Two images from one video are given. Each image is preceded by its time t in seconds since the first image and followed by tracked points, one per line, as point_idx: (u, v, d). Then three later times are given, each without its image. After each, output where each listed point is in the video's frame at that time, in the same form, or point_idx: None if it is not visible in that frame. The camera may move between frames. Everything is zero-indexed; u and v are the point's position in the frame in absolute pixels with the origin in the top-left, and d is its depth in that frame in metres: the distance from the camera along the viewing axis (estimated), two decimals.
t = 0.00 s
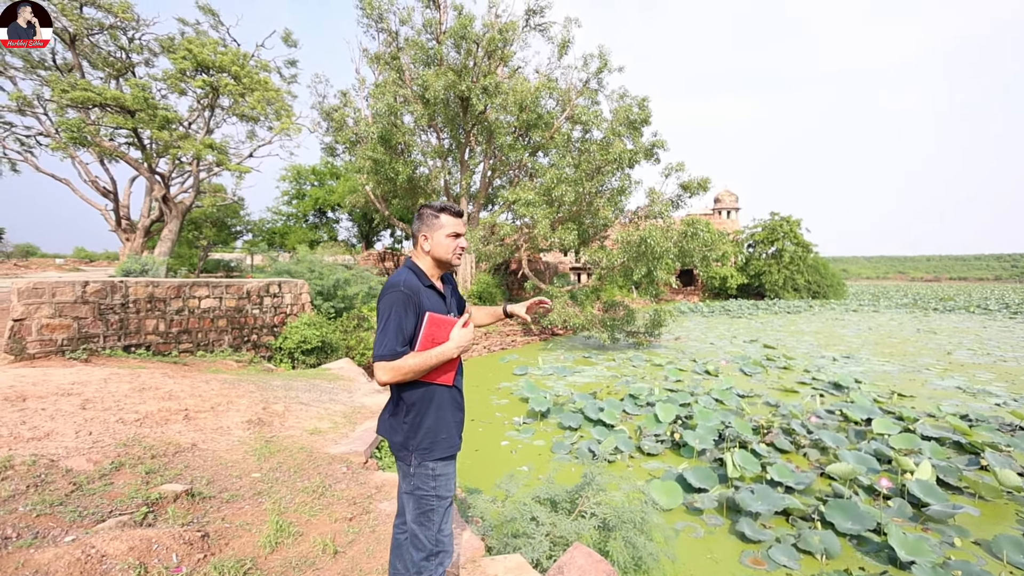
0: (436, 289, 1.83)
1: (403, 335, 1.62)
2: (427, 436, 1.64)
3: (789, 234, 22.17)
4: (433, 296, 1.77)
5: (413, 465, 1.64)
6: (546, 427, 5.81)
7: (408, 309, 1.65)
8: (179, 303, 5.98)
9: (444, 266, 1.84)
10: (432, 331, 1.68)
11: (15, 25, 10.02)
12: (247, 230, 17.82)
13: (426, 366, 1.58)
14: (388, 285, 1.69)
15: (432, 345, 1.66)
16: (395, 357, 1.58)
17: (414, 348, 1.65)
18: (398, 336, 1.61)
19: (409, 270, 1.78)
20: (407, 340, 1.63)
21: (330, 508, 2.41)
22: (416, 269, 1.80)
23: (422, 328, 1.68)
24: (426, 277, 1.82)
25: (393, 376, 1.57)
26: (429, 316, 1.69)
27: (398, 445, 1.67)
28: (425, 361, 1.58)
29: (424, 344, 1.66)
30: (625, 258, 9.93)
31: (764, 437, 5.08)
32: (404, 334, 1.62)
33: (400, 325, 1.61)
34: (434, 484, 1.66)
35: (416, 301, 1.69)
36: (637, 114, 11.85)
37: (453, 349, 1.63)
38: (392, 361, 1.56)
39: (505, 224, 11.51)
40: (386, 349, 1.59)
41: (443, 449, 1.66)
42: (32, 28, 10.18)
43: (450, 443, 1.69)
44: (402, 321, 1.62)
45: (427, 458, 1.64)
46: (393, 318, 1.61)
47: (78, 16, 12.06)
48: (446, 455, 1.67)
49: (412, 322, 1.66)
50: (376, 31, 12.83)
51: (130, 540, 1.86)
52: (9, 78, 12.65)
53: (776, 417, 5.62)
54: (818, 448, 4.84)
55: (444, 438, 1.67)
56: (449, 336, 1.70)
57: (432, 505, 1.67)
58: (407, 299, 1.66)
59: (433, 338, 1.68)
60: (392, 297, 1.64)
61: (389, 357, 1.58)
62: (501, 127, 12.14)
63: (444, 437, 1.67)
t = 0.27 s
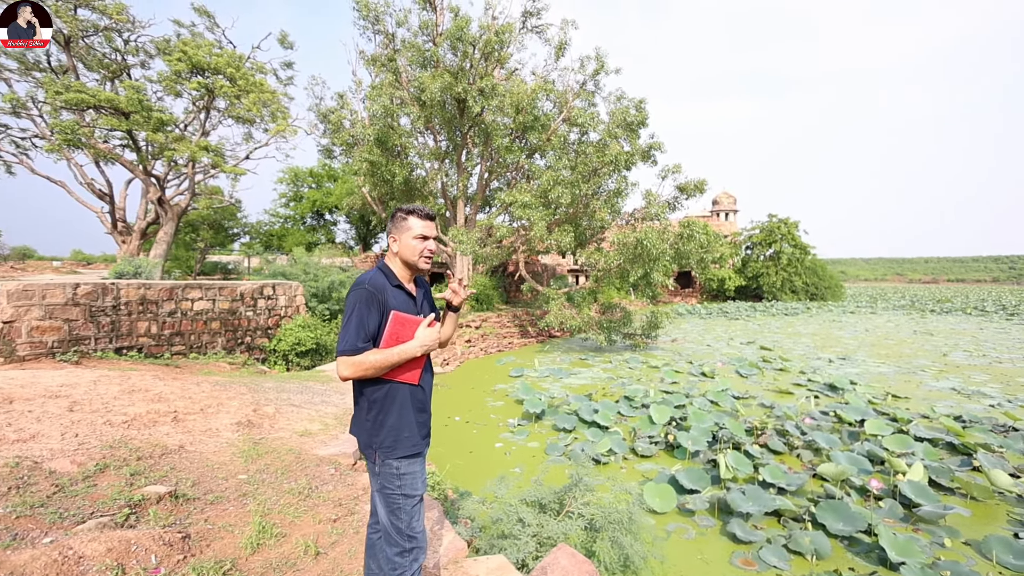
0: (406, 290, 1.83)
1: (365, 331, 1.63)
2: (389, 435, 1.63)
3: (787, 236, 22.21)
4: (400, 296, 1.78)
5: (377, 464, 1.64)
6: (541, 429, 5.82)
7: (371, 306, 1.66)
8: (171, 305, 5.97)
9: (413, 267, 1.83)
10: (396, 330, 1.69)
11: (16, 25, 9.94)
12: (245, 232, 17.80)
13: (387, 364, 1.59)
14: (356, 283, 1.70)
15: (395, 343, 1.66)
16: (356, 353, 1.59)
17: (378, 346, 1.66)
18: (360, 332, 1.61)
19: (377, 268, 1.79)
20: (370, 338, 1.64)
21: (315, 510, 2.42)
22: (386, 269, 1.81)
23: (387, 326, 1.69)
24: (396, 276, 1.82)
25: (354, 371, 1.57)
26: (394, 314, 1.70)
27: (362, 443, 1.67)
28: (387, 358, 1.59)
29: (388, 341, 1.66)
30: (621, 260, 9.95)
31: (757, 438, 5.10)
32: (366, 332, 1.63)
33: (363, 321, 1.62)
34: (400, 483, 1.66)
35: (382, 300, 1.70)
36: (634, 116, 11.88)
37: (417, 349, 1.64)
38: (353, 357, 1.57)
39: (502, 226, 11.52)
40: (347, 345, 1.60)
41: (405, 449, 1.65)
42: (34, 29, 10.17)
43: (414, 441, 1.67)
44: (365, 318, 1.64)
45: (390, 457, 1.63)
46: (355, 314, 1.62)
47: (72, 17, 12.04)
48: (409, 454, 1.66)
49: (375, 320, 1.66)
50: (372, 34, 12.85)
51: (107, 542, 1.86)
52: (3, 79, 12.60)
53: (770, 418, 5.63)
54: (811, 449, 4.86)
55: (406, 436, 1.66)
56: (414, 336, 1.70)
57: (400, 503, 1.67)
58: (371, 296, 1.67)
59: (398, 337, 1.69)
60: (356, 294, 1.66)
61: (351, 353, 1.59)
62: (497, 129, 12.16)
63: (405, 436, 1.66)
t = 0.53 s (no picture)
0: (374, 290, 1.85)
1: (330, 329, 1.64)
2: (357, 434, 1.65)
3: (786, 238, 22.24)
4: (367, 296, 1.80)
5: (345, 462, 1.66)
6: (535, 430, 5.84)
7: (337, 304, 1.68)
8: (165, 306, 5.99)
9: (381, 268, 1.86)
10: (362, 328, 1.71)
11: (15, 24, 9.88)
12: (243, 234, 17.81)
13: (353, 360, 1.60)
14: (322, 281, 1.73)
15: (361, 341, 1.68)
16: (322, 349, 1.60)
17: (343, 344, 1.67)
18: (324, 329, 1.63)
19: (344, 269, 1.81)
20: (335, 335, 1.65)
21: (300, 510, 2.47)
22: (354, 269, 1.83)
23: (352, 325, 1.71)
24: (363, 276, 1.84)
25: (320, 367, 1.58)
26: (359, 313, 1.72)
27: (332, 443, 1.69)
28: (352, 355, 1.60)
29: (353, 339, 1.68)
30: (617, 261, 9.97)
31: (751, 440, 5.12)
32: (332, 329, 1.65)
33: (328, 319, 1.64)
34: (369, 482, 1.68)
35: (348, 299, 1.72)
36: (631, 118, 11.91)
37: (383, 346, 1.66)
38: (317, 353, 1.58)
39: (499, 228, 11.54)
40: (313, 342, 1.61)
41: (374, 447, 1.67)
42: (34, 29, 10.06)
43: (383, 439, 1.69)
44: (330, 316, 1.65)
45: (358, 455, 1.65)
46: (320, 312, 1.64)
47: (69, 18, 12.07)
48: (378, 452, 1.68)
49: (341, 318, 1.68)
50: (369, 35, 12.88)
51: (89, 541, 1.87)
52: None
53: (764, 420, 5.66)
54: (804, 451, 4.88)
55: (375, 435, 1.68)
56: (380, 333, 1.72)
57: (370, 501, 1.69)
58: (337, 294, 1.69)
59: (364, 335, 1.71)
60: (321, 293, 1.68)
61: (316, 350, 1.60)
62: (494, 130, 12.19)
63: (374, 435, 1.68)
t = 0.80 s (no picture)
0: (361, 290, 1.90)
1: (319, 326, 1.67)
2: (343, 432, 1.69)
3: (791, 238, 22.13)
4: (354, 295, 1.84)
5: (331, 459, 1.70)
6: (535, 430, 5.87)
7: (325, 302, 1.72)
8: (170, 307, 6.06)
9: (369, 269, 1.90)
10: (349, 326, 1.75)
11: (15, 24, 9.93)
12: (249, 236, 17.94)
13: (341, 356, 1.64)
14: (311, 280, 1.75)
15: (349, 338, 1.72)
16: (311, 345, 1.63)
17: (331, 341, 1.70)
18: (313, 326, 1.66)
19: (332, 268, 1.85)
20: (323, 332, 1.68)
21: (296, 507, 2.52)
22: (341, 269, 1.87)
23: (340, 323, 1.74)
24: (350, 276, 1.88)
25: (308, 364, 1.60)
26: (347, 312, 1.76)
27: (319, 441, 1.73)
28: (340, 351, 1.64)
29: (341, 336, 1.72)
30: (619, 262, 9.98)
31: (751, 442, 5.13)
32: (320, 326, 1.68)
33: (316, 316, 1.67)
34: (355, 480, 1.72)
35: (336, 297, 1.76)
36: (633, 118, 11.91)
37: (371, 343, 1.70)
38: (306, 350, 1.61)
39: (501, 229, 11.58)
40: (301, 339, 1.64)
41: (359, 445, 1.71)
42: (33, 29, 10.10)
43: (368, 437, 1.73)
44: (318, 314, 1.69)
45: (344, 453, 1.69)
46: (308, 310, 1.67)
47: (78, 24, 12.18)
48: (364, 450, 1.72)
49: (329, 316, 1.72)
50: (372, 37, 12.95)
51: (88, 535, 1.92)
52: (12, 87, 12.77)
53: (765, 422, 5.66)
54: (805, 453, 4.89)
55: (361, 433, 1.72)
56: (367, 331, 1.76)
57: (356, 498, 1.73)
58: (324, 293, 1.73)
59: (351, 332, 1.75)
60: (310, 291, 1.71)
61: (305, 347, 1.63)
62: (496, 131, 12.24)
63: (360, 433, 1.71)
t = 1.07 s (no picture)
0: (360, 289, 1.93)
1: (319, 325, 1.71)
2: (343, 429, 1.72)
3: (803, 238, 21.86)
4: (353, 294, 1.87)
5: (331, 456, 1.73)
6: (542, 431, 5.89)
7: (325, 302, 1.75)
8: (185, 306, 6.17)
9: (369, 268, 1.93)
10: (350, 324, 1.78)
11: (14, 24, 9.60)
12: (261, 237, 18.17)
13: (341, 355, 1.67)
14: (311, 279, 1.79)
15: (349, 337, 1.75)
16: (312, 343, 1.66)
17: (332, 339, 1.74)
18: (314, 325, 1.69)
19: (332, 268, 1.88)
20: (324, 331, 1.72)
21: (303, 503, 2.57)
22: (340, 269, 1.91)
23: (339, 321, 1.77)
24: (349, 276, 1.92)
25: (310, 362, 1.64)
26: (347, 311, 1.79)
27: (321, 438, 1.76)
28: (341, 350, 1.67)
29: (341, 335, 1.75)
30: (626, 262, 9.95)
31: (762, 445, 5.09)
32: (321, 325, 1.71)
33: (317, 315, 1.70)
34: (356, 475, 1.75)
35: (335, 296, 1.79)
36: (642, 117, 11.86)
37: (371, 342, 1.74)
38: (308, 348, 1.64)
39: (509, 229, 11.61)
40: (303, 337, 1.67)
41: (360, 441, 1.74)
42: (33, 28, 9.81)
43: (368, 434, 1.76)
44: (319, 313, 1.72)
45: (345, 450, 1.72)
46: (309, 309, 1.71)
47: (98, 33, 12.40)
48: (365, 446, 1.75)
49: (329, 315, 1.76)
50: (381, 40, 13.06)
51: (103, 527, 1.98)
52: (37, 95, 13.07)
53: (776, 425, 5.61)
54: (816, 456, 4.83)
55: (361, 430, 1.75)
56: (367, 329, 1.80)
57: (357, 494, 1.76)
58: (325, 292, 1.76)
59: (352, 331, 1.78)
60: (310, 290, 1.74)
61: (306, 345, 1.66)
62: (504, 132, 12.30)
63: (361, 430, 1.74)
